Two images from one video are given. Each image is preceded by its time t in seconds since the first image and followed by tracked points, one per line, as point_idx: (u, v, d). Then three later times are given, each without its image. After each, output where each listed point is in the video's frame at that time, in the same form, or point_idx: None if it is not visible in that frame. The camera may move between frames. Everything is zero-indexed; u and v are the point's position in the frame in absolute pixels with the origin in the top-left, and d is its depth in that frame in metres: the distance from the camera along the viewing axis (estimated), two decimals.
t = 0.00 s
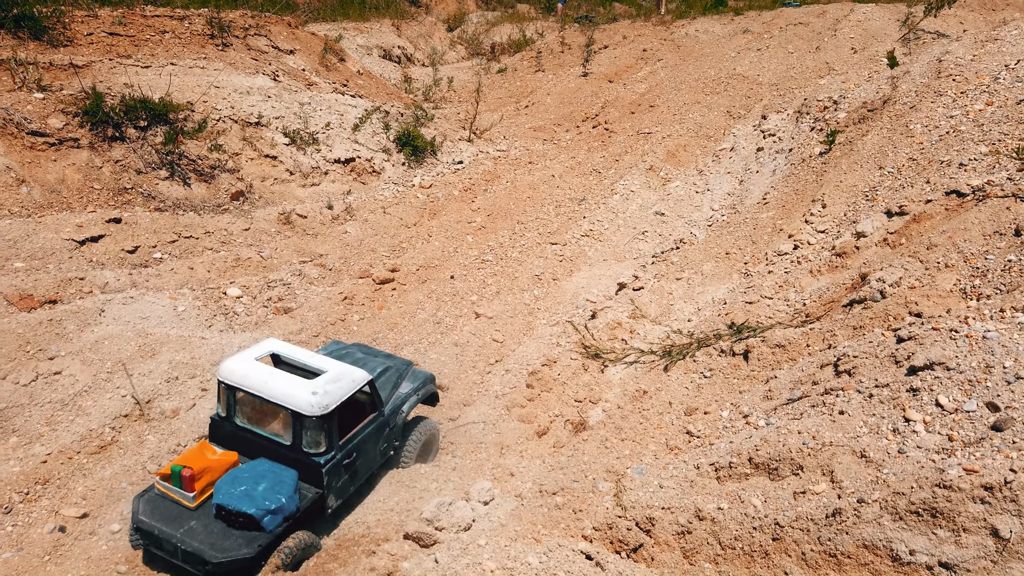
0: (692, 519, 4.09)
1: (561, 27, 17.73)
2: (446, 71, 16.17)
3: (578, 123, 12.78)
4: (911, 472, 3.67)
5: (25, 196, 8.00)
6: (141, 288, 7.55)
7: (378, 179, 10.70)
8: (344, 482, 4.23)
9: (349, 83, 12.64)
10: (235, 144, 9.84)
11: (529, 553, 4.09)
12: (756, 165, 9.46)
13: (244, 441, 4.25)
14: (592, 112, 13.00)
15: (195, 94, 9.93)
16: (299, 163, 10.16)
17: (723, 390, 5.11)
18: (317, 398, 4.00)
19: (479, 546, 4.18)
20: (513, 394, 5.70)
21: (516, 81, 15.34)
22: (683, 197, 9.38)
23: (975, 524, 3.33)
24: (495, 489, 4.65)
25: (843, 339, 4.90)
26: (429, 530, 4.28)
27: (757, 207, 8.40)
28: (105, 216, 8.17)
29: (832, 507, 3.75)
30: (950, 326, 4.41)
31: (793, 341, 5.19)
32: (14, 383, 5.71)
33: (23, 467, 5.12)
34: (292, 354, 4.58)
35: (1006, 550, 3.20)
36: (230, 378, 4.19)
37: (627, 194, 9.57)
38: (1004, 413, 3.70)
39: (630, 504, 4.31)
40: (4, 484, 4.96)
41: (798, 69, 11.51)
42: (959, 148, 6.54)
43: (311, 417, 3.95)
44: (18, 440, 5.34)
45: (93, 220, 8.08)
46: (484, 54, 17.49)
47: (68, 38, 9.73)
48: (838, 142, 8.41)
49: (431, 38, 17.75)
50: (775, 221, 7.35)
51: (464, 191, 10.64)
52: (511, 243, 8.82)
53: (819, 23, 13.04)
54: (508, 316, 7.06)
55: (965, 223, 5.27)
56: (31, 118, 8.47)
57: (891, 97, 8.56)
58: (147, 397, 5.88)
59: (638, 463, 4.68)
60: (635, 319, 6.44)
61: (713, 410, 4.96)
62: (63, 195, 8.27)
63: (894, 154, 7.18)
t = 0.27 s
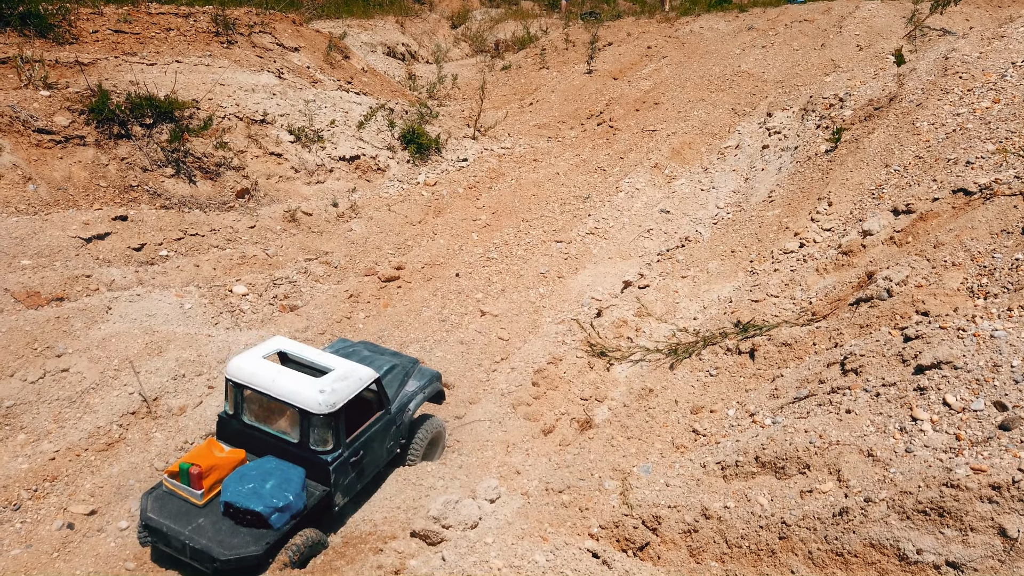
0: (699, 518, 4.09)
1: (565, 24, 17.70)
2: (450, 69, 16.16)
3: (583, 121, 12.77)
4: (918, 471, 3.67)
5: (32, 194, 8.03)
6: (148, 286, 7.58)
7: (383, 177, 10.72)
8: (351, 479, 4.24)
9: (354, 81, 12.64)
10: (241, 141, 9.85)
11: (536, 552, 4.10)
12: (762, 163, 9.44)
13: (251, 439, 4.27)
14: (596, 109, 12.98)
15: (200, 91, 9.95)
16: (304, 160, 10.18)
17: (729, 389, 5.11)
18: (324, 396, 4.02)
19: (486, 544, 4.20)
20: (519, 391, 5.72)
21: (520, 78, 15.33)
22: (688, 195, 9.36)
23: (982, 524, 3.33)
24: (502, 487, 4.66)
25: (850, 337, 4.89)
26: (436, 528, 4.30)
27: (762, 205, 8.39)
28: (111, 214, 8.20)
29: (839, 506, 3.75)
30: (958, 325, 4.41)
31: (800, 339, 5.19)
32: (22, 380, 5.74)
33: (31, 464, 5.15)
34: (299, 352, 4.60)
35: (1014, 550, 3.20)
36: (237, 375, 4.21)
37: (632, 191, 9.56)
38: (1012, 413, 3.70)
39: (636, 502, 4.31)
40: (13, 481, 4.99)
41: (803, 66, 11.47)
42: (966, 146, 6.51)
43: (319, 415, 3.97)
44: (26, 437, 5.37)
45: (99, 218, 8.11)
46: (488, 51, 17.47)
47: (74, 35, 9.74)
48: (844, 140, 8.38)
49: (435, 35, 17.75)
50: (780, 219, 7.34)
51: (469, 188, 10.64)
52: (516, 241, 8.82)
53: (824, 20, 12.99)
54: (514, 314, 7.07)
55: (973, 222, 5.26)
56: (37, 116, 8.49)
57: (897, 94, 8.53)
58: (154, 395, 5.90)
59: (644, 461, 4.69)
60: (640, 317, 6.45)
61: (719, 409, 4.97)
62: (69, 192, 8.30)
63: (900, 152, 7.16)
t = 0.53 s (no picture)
0: (704, 515, 4.11)
1: (572, 21, 17.68)
2: (457, 66, 16.17)
3: (589, 118, 12.76)
4: (924, 468, 3.68)
5: (41, 191, 8.10)
6: (156, 283, 7.65)
7: (389, 174, 10.75)
8: (357, 476, 4.28)
9: (360, 78, 12.67)
10: (248, 139, 9.89)
11: (541, 547, 4.13)
12: (768, 160, 9.42)
13: (259, 435, 4.31)
14: (603, 107, 12.98)
15: (208, 89, 10.00)
16: (312, 158, 10.22)
17: (735, 386, 5.12)
18: (332, 393, 4.06)
19: (492, 539, 4.23)
20: (525, 389, 5.74)
21: (527, 76, 15.33)
22: (695, 193, 9.35)
23: (987, 521, 3.34)
24: (508, 484, 4.69)
25: (856, 335, 4.89)
26: (442, 524, 4.33)
27: (769, 203, 8.38)
28: (119, 211, 8.26)
29: (844, 504, 3.76)
30: (964, 323, 4.40)
31: (805, 337, 5.19)
32: (33, 376, 5.79)
33: (42, 459, 5.21)
34: (307, 349, 4.63)
35: (1019, 548, 3.20)
36: (246, 373, 4.24)
37: (638, 189, 9.55)
38: (1018, 411, 3.70)
39: (641, 499, 4.34)
40: (24, 476, 5.05)
41: (811, 63, 11.43)
42: (973, 144, 6.49)
43: (327, 412, 4.01)
44: (37, 433, 5.43)
45: (108, 215, 8.17)
46: (494, 48, 17.48)
47: (83, 34, 9.81)
48: (851, 137, 8.35)
49: (442, 32, 17.75)
50: (787, 217, 7.34)
51: (475, 186, 10.67)
52: (522, 239, 8.84)
53: (832, 17, 12.94)
54: (520, 312, 7.10)
55: (979, 220, 5.24)
56: (46, 113, 8.56)
57: (904, 92, 8.50)
58: (163, 391, 5.95)
59: (649, 458, 4.71)
60: (646, 314, 6.47)
61: (724, 406, 4.98)
62: (78, 190, 8.37)
63: (908, 149, 7.14)
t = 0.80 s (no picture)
0: (709, 511, 4.12)
1: (580, 19, 17.65)
2: (464, 64, 16.18)
3: (596, 115, 12.75)
4: (930, 465, 3.67)
5: (52, 188, 8.17)
6: (165, 279, 7.72)
7: (397, 171, 10.78)
8: (354, 469, 4.30)
9: (368, 76, 12.71)
10: (257, 136, 9.94)
11: (547, 542, 4.15)
12: (776, 158, 9.39)
13: (257, 428, 4.35)
14: (610, 104, 12.96)
15: (217, 87, 10.06)
16: (320, 155, 10.26)
17: (741, 383, 5.12)
18: (329, 383, 4.10)
19: (497, 534, 4.25)
20: (532, 385, 5.77)
21: (534, 73, 15.32)
22: (702, 190, 9.33)
23: (993, 517, 3.33)
24: (513, 479, 4.71)
25: (863, 332, 4.88)
26: (448, 518, 4.36)
27: (777, 200, 8.36)
28: (129, 208, 8.33)
29: (849, 500, 3.76)
30: (971, 320, 4.39)
31: (812, 334, 5.19)
32: (44, 371, 5.85)
33: (52, 453, 5.27)
34: (307, 343, 4.68)
35: None
36: (245, 364, 4.30)
37: (646, 186, 9.55)
38: None
39: (647, 495, 4.35)
40: (35, 470, 5.12)
41: (819, 60, 11.38)
42: (983, 141, 6.46)
43: (323, 401, 4.04)
44: (48, 427, 5.50)
45: (118, 212, 8.24)
46: (502, 46, 17.47)
47: (93, 32, 9.88)
48: (860, 134, 8.32)
49: (449, 30, 17.75)
50: (795, 214, 7.32)
51: (483, 183, 10.68)
52: (529, 236, 8.86)
53: (841, 14, 12.86)
54: (527, 308, 7.12)
55: (987, 216, 5.22)
56: (57, 111, 8.64)
57: (913, 89, 8.45)
58: (172, 386, 6.01)
59: (655, 455, 4.71)
60: (653, 311, 6.47)
61: (730, 403, 4.98)
62: (88, 186, 8.44)
63: (917, 146, 7.10)
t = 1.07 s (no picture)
0: (719, 507, 4.11)
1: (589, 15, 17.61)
2: (473, 61, 16.19)
3: (605, 112, 12.73)
4: (942, 462, 3.66)
5: (64, 185, 8.25)
6: (176, 275, 7.79)
7: (406, 168, 10.80)
8: (342, 457, 4.29)
9: (377, 73, 12.74)
10: (266, 133, 9.99)
11: (557, 537, 4.16)
12: (787, 154, 9.35)
13: (243, 421, 4.36)
14: (619, 101, 12.93)
15: (227, 84, 10.12)
16: (329, 152, 10.30)
17: (751, 379, 5.12)
18: (313, 366, 4.13)
19: (508, 529, 4.26)
20: (541, 381, 5.80)
21: (543, 70, 15.31)
22: (712, 187, 9.30)
23: (1005, 514, 3.32)
24: (523, 474, 4.73)
25: (874, 329, 4.87)
26: (458, 513, 4.38)
27: (787, 197, 8.33)
28: (140, 204, 8.40)
29: (860, 496, 3.75)
30: (983, 316, 4.37)
31: (823, 331, 5.17)
32: (57, 366, 5.90)
33: (66, 447, 5.33)
34: (293, 337, 4.73)
35: None
36: (230, 355, 4.35)
37: (655, 183, 9.54)
38: None
39: (657, 490, 4.35)
40: (49, 464, 5.17)
41: (829, 57, 11.32)
42: (995, 137, 6.41)
43: (308, 383, 4.07)
44: (61, 422, 5.56)
45: (129, 208, 8.31)
46: (511, 43, 17.46)
47: (104, 29, 9.95)
48: (871, 131, 8.27)
49: (458, 27, 17.75)
50: (805, 211, 7.29)
51: (492, 180, 10.70)
52: (538, 233, 8.86)
53: (852, 10, 12.78)
54: (536, 305, 7.13)
55: (999, 213, 5.19)
56: (69, 108, 8.71)
57: (925, 85, 8.38)
58: (183, 381, 6.05)
59: (665, 451, 4.72)
60: (663, 307, 6.48)
61: (740, 399, 4.98)
62: (100, 183, 8.51)
63: (928, 143, 7.06)
